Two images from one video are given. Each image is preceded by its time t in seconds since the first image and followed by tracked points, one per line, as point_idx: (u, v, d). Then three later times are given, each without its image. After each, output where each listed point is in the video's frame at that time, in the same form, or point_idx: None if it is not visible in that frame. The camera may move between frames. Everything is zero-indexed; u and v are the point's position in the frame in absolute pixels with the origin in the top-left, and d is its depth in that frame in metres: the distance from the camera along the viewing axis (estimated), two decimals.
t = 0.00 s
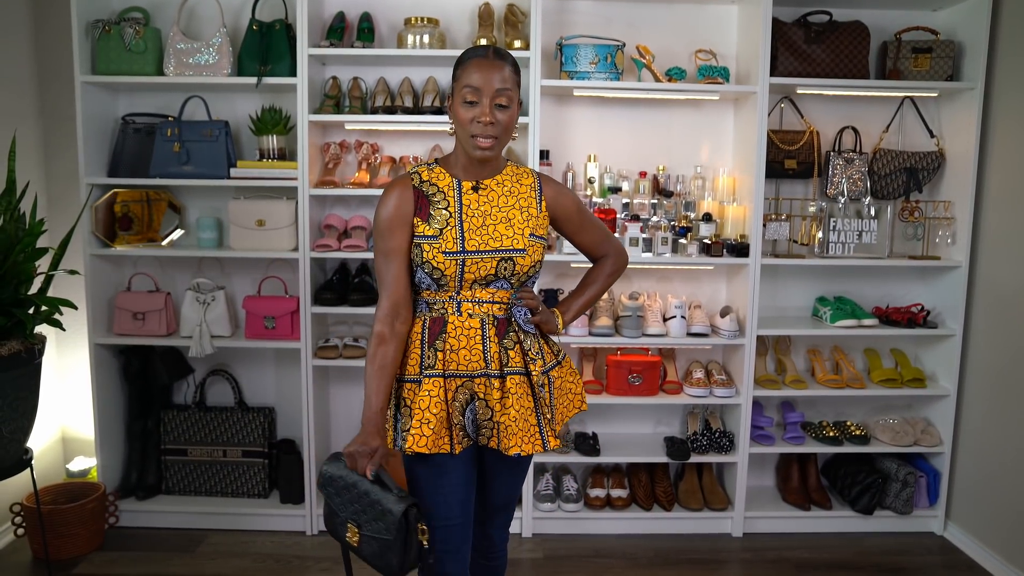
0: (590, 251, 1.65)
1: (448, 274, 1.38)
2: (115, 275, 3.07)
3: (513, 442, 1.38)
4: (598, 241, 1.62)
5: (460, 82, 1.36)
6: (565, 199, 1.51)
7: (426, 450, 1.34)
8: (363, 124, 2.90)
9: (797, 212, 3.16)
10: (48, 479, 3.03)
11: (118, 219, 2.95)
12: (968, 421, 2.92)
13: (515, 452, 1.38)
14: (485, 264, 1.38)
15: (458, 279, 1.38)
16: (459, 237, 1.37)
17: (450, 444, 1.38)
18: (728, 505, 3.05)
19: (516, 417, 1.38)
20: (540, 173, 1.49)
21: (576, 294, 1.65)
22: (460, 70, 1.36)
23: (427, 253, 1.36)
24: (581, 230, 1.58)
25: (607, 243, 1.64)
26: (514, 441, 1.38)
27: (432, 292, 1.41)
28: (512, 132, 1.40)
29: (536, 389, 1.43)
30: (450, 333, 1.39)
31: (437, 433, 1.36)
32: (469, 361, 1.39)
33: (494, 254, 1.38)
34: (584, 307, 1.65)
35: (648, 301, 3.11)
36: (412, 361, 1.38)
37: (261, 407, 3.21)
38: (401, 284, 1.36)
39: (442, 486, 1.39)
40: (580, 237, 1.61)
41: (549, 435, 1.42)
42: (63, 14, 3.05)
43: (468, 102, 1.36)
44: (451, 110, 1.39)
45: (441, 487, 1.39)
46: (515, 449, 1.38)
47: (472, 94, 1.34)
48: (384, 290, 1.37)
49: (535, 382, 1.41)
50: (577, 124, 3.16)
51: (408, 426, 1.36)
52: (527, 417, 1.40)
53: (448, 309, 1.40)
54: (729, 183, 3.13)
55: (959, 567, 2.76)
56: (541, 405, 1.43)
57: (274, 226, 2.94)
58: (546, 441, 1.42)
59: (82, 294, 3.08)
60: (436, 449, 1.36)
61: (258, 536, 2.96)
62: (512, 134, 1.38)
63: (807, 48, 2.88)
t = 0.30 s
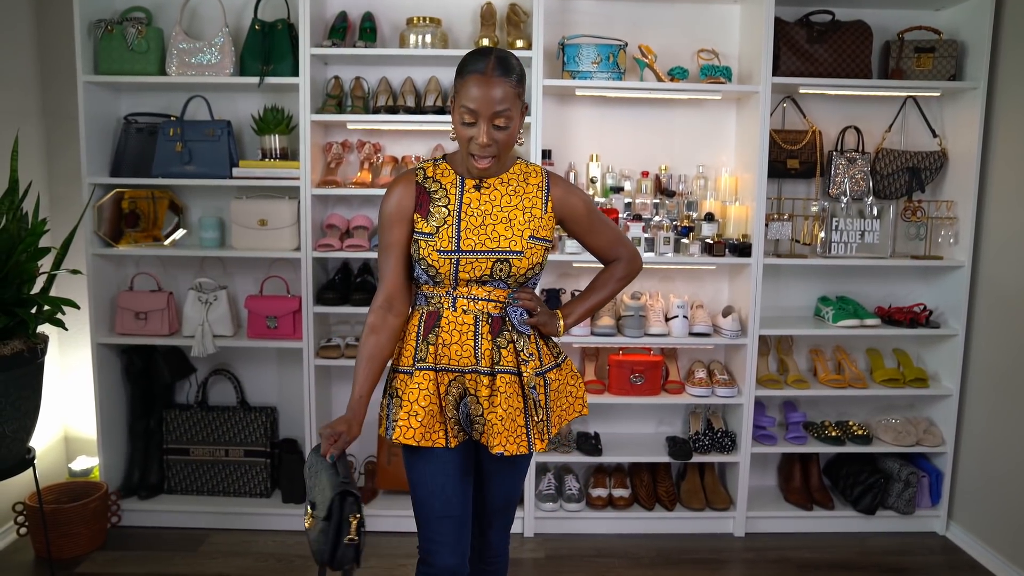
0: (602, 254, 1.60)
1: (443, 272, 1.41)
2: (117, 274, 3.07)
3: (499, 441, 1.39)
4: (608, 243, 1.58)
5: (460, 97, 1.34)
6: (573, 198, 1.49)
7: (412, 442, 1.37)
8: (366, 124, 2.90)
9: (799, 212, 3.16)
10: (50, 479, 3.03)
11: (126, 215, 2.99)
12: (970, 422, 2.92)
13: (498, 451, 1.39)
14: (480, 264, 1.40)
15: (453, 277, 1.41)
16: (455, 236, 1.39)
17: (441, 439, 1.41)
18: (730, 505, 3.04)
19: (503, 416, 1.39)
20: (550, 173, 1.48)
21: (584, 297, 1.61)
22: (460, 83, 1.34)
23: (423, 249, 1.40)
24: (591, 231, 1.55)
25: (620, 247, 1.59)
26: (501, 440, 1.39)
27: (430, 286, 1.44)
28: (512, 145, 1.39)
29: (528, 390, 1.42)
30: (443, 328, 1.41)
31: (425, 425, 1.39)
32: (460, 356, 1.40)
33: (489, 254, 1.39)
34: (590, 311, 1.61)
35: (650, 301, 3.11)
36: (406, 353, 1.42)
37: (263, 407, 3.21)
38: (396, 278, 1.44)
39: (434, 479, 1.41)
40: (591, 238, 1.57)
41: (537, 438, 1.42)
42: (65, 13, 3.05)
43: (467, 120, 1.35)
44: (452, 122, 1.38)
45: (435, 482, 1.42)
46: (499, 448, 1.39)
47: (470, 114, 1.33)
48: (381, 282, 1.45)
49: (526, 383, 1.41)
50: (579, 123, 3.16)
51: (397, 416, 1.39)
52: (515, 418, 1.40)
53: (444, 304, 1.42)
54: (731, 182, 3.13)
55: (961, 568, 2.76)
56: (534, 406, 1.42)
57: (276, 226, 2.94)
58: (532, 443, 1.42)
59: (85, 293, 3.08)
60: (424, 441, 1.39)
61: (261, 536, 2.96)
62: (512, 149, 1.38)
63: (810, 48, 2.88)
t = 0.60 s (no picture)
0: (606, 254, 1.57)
1: (432, 273, 1.42)
2: (121, 271, 3.08)
3: (482, 443, 1.40)
4: (611, 243, 1.55)
5: (451, 103, 1.33)
6: (573, 196, 1.46)
7: (395, 439, 1.41)
8: (368, 121, 2.90)
9: (802, 208, 3.15)
10: (55, 475, 3.04)
11: (125, 209, 2.96)
12: (974, 419, 2.91)
13: (481, 453, 1.39)
14: (469, 267, 1.40)
15: (442, 278, 1.42)
16: (443, 238, 1.39)
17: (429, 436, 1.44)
18: (733, 502, 3.04)
19: (488, 419, 1.40)
20: (549, 169, 1.47)
21: (585, 297, 1.58)
22: (451, 87, 1.32)
23: (412, 250, 1.41)
24: (592, 229, 1.52)
25: (624, 247, 1.55)
26: (485, 442, 1.40)
27: (422, 284, 1.46)
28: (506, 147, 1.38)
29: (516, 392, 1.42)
30: (432, 327, 1.43)
31: (410, 423, 1.42)
32: (448, 356, 1.42)
33: (478, 258, 1.39)
34: (588, 312, 1.58)
35: (653, 298, 3.10)
36: (396, 348, 1.45)
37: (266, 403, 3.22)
38: (388, 275, 1.46)
39: (424, 475, 1.46)
40: (594, 238, 1.54)
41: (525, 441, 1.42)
42: (68, 10, 3.05)
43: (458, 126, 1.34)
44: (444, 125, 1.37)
45: (426, 478, 1.46)
46: (483, 451, 1.40)
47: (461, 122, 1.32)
48: (376, 278, 1.48)
49: (514, 385, 1.42)
50: (582, 120, 3.16)
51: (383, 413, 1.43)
52: (501, 420, 1.41)
53: (434, 302, 1.44)
54: (734, 179, 3.12)
55: (964, 565, 2.76)
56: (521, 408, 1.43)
57: (279, 222, 2.94)
58: (520, 446, 1.42)
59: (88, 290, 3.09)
60: (408, 438, 1.42)
61: (264, 532, 2.97)
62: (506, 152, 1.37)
63: (813, 44, 2.87)
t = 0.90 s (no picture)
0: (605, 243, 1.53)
1: (421, 266, 1.44)
2: (126, 258, 3.09)
3: (472, 435, 1.42)
4: (608, 231, 1.50)
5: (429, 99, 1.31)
6: (564, 181, 1.44)
7: (387, 429, 1.45)
8: (373, 107, 2.89)
9: (808, 194, 3.14)
10: (62, 460, 3.06)
11: (126, 196, 2.98)
12: (978, 406, 2.91)
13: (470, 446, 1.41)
14: (457, 260, 1.41)
15: (431, 270, 1.43)
16: (430, 232, 1.40)
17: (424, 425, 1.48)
18: (737, 487, 3.05)
19: (477, 411, 1.42)
20: (540, 157, 1.46)
21: (583, 286, 1.56)
22: (430, 82, 1.30)
23: (400, 243, 1.43)
24: (588, 216, 1.49)
25: (623, 235, 1.51)
26: (474, 434, 1.42)
27: (415, 274, 1.48)
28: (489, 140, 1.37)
29: (507, 383, 1.43)
30: (423, 318, 1.45)
31: (402, 414, 1.45)
32: (439, 347, 1.44)
33: (465, 250, 1.39)
34: (586, 301, 1.56)
35: (658, 284, 3.10)
36: (390, 339, 1.49)
37: (271, 388, 3.23)
38: (381, 269, 1.51)
39: (420, 462, 1.51)
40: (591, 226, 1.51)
41: (517, 433, 1.43)
42: None
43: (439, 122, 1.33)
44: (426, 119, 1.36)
45: (422, 465, 1.52)
46: (471, 443, 1.42)
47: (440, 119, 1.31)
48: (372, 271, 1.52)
49: (504, 375, 1.42)
50: (587, 106, 3.14)
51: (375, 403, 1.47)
52: (491, 412, 1.42)
53: (427, 292, 1.47)
54: (740, 166, 3.11)
55: (967, 551, 2.77)
56: (512, 400, 1.43)
57: (283, 208, 2.94)
58: (512, 438, 1.43)
59: (94, 275, 3.10)
60: (400, 428, 1.46)
61: (270, 516, 2.99)
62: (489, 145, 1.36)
63: (820, 29, 2.84)
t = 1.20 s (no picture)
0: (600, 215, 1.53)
1: (416, 237, 1.45)
2: (132, 235, 3.08)
3: (472, 411, 1.42)
4: (602, 201, 1.50)
5: (426, 50, 1.33)
6: (557, 151, 1.45)
7: (383, 410, 1.46)
8: (377, 83, 2.87)
9: (815, 172, 3.12)
10: (70, 436, 3.09)
11: (125, 176, 2.96)
12: (982, 385, 2.91)
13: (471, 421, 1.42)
14: (453, 229, 1.41)
15: (426, 242, 1.44)
16: (424, 201, 1.41)
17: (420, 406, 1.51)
18: (740, 465, 3.07)
19: (477, 387, 1.42)
20: (533, 127, 1.46)
21: (578, 260, 1.53)
22: (427, 33, 1.32)
23: (395, 216, 1.44)
24: (582, 187, 1.49)
25: (616, 205, 1.51)
26: (474, 410, 1.42)
27: (410, 251, 1.49)
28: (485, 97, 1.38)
29: (507, 357, 1.44)
30: (420, 295, 1.46)
31: (398, 394, 1.47)
32: (436, 324, 1.45)
33: (461, 218, 1.40)
34: (585, 275, 1.54)
35: (663, 262, 3.09)
36: (386, 318, 1.49)
37: (277, 365, 3.24)
38: (374, 248, 1.54)
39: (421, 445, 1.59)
40: (585, 197, 1.50)
41: (519, 408, 1.44)
42: None
43: (435, 72, 1.34)
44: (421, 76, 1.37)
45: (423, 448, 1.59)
46: (472, 419, 1.42)
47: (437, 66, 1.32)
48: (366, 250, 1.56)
49: (503, 350, 1.43)
50: (593, 82, 3.12)
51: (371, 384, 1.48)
52: (492, 388, 1.43)
53: (422, 269, 1.47)
54: (747, 143, 3.08)
55: (968, 529, 2.78)
56: (512, 375, 1.44)
57: (288, 185, 2.93)
58: (514, 414, 1.43)
59: (99, 252, 3.10)
60: (397, 409, 1.48)
61: (276, 492, 3.02)
62: (484, 101, 1.37)
63: (829, 4, 2.80)
